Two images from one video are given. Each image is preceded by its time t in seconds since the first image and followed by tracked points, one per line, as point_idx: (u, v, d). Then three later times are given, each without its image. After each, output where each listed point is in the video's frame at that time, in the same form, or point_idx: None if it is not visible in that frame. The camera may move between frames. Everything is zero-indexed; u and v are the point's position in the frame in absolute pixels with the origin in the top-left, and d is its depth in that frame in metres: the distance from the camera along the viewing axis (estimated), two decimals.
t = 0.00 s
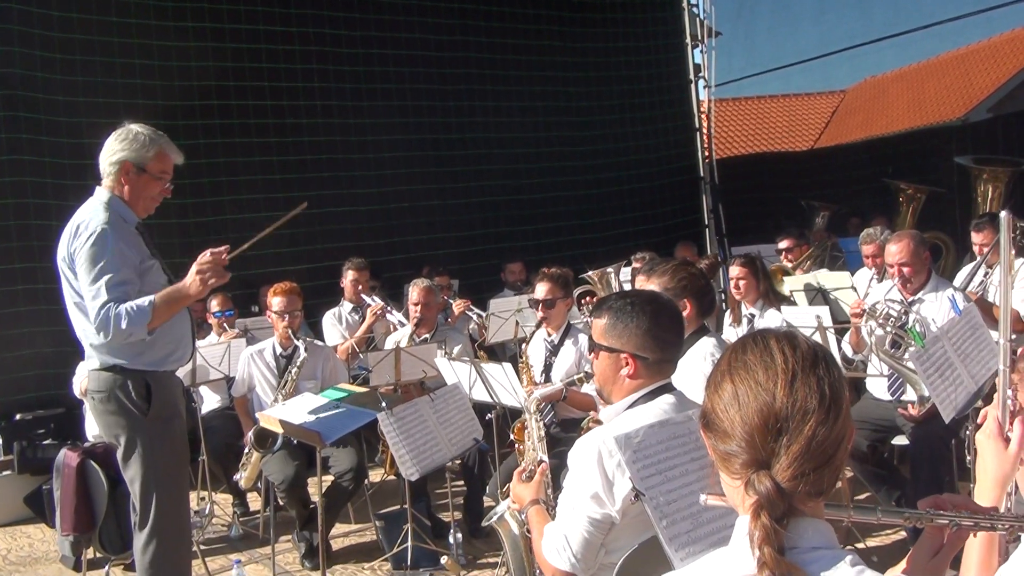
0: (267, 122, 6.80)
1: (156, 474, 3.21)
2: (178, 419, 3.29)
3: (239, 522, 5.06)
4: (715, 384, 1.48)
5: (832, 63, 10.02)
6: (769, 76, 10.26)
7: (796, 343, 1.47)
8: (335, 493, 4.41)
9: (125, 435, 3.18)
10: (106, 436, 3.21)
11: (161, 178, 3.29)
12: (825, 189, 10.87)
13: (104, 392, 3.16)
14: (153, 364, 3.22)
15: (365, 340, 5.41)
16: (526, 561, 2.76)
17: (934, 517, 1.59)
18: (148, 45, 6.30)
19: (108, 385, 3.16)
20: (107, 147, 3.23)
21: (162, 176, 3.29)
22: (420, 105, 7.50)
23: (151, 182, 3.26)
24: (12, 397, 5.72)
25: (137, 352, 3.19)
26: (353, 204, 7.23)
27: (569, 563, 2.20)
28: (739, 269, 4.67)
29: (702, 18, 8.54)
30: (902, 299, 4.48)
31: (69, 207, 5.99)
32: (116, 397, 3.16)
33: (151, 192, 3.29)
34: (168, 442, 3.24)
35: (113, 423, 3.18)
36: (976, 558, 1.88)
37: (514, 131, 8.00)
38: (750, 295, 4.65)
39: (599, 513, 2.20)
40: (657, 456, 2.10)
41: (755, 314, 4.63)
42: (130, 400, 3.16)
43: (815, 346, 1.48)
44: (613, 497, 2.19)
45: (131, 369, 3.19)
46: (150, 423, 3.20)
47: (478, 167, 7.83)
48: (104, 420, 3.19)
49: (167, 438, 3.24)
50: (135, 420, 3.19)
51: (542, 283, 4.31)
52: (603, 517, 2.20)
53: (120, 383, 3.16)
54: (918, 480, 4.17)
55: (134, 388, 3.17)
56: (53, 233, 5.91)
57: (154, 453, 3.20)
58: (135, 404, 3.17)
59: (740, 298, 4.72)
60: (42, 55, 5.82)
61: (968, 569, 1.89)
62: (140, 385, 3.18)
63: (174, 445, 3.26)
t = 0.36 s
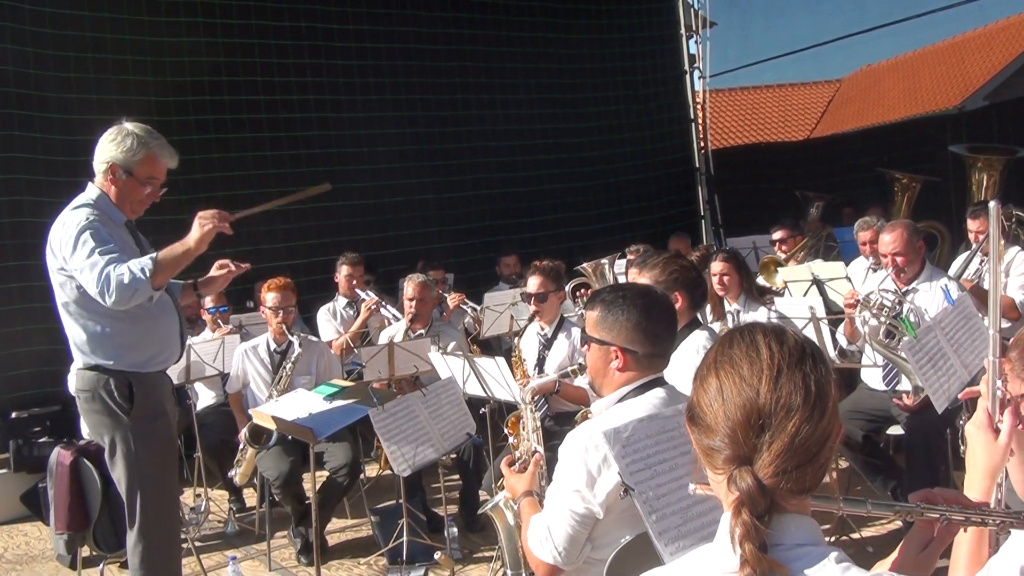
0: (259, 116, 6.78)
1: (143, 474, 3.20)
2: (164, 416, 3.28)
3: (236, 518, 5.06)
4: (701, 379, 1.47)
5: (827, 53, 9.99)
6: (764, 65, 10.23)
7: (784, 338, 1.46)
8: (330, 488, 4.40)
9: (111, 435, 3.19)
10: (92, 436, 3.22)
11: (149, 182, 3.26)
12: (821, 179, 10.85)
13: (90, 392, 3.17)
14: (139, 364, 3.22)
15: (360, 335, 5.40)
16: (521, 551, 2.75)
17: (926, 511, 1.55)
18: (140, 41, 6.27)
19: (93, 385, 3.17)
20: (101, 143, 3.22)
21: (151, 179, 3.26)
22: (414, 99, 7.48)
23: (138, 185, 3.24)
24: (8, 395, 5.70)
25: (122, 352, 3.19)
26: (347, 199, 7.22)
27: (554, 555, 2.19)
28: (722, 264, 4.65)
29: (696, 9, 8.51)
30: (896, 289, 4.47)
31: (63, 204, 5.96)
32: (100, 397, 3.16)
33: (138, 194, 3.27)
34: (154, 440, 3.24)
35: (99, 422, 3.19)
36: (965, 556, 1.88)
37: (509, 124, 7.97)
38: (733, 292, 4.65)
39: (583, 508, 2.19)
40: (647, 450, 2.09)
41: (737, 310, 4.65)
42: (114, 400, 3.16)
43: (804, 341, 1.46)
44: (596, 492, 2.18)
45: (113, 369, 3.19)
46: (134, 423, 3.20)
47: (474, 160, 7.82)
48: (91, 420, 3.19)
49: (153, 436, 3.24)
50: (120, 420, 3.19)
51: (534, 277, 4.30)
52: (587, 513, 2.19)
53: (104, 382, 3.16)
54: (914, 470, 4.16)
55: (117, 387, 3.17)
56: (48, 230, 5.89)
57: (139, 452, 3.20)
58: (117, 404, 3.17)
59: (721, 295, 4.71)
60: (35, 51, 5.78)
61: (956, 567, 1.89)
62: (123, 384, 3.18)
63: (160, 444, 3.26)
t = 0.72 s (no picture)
0: (251, 114, 6.75)
1: (136, 475, 3.19)
2: (157, 418, 3.27)
3: (231, 517, 5.06)
4: (686, 376, 1.46)
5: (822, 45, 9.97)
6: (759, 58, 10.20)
7: (770, 333, 1.45)
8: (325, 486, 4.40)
9: (104, 436, 3.17)
10: (87, 436, 3.20)
11: (148, 179, 3.25)
12: (817, 171, 10.84)
13: (84, 393, 3.15)
14: (136, 365, 3.21)
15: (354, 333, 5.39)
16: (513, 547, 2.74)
17: (915, 508, 1.55)
18: (132, 39, 6.22)
19: (87, 385, 3.16)
20: (99, 142, 3.21)
21: (149, 177, 3.25)
22: (407, 94, 7.45)
23: (136, 182, 3.22)
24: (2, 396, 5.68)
25: (119, 351, 3.18)
26: (340, 195, 7.20)
27: (543, 550, 2.18)
28: (714, 256, 4.62)
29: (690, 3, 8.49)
30: (890, 282, 4.46)
31: (57, 204, 5.93)
32: (94, 398, 3.15)
33: (137, 192, 3.25)
34: (147, 441, 3.23)
35: (93, 423, 3.18)
36: (954, 554, 1.87)
37: (501, 119, 7.95)
38: (724, 284, 4.64)
39: (571, 505, 2.18)
40: (637, 446, 2.08)
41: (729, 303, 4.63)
42: (108, 401, 3.15)
43: (789, 337, 1.45)
44: (583, 486, 2.17)
45: (109, 369, 3.17)
46: (129, 424, 3.19)
47: (467, 155, 7.80)
48: (85, 421, 3.18)
49: (146, 437, 3.22)
50: (113, 421, 3.17)
51: (526, 273, 4.29)
52: (575, 509, 2.18)
53: (98, 383, 3.15)
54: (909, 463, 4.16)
55: (112, 388, 3.16)
56: (41, 231, 5.85)
57: (133, 453, 3.19)
58: (112, 405, 3.16)
59: (711, 286, 4.70)
60: (25, 50, 5.73)
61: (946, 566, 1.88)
62: (118, 385, 3.17)
63: (155, 444, 3.25)
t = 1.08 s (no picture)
0: (230, 114, 6.71)
1: (112, 479, 3.15)
2: (133, 421, 3.23)
3: (208, 520, 5.01)
4: (655, 376, 1.45)
5: (802, 45, 10.00)
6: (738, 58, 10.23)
7: (739, 333, 1.43)
8: (302, 489, 4.36)
9: (79, 439, 3.12)
10: (62, 441, 3.15)
11: (125, 181, 3.23)
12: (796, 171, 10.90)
13: (61, 395, 3.11)
14: (113, 367, 3.19)
15: (332, 334, 5.35)
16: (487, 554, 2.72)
17: (884, 509, 1.50)
18: (110, 39, 6.15)
19: (64, 388, 3.11)
20: (74, 143, 3.17)
21: (125, 177, 3.22)
22: (386, 94, 7.43)
23: (114, 183, 3.19)
24: None
25: (96, 353, 3.14)
26: (320, 196, 7.17)
27: (520, 557, 2.16)
28: (704, 251, 4.94)
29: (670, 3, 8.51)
30: (867, 281, 4.47)
31: (32, 206, 5.86)
32: (72, 401, 3.10)
33: (113, 193, 3.22)
34: (124, 444, 3.19)
35: (68, 427, 3.13)
36: (926, 554, 1.88)
37: (482, 119, 7.94)
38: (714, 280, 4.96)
39: (547, 509, 2.16)
40: (610, 447, 2.08)
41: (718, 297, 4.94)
42: (85, 404, 3.10)
43: (758, 337, 1.44)
44: (559, 491, 2.16)
45: (85, 372, 3.14)
46: (107, 427, 3.15)
47: (447, 155, 7.78)
48: (61, 424, 3.13)
49: (122, 442, 3.18)
50: (90, 423, 3.13)
51: (503, 274, 4.30)
52: (552, 513, 2.16)
53: (75, 386, 3.11)
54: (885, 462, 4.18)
55: (90, 391, 3.12)
56: (15, 232, 5.78)
57: (110, 456, 3.15)
58: (89, 407, 3.11)
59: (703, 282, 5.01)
60: None
61: (918, 566, 1.88)
62: (96, 388, 3.13)
63: (131, 448, 3.21)
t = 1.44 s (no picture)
0: (196, 113, 6.63)
1: (65, 484, 3.09)
2: (87, 424, 3.18)
3: (173, 524, 4.94)
4: (614, 377, 1.44)
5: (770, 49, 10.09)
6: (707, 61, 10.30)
7: (697, 334, 1.42)
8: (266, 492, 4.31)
9: (32, 443, 3.07)
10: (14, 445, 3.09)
11: (88, 181, 3.16)
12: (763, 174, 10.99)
13: (13, 400, 3.05)
14: (65, 370, 3.13)
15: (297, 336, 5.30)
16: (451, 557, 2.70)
17: (844, 510, 1.47)
18: (74, 36, 6.06)
19: (15, 392, 3.06)
20: (36, 139, 3.08)
21: (88, 177, 3.16)
22: (354, 95, 7.40)
23: (76, 183, 3.13)
24: None
25: (47, 357, 3.09)
26: (287, 196, 7.11)
27: (488, 562, 2.14)
28: (679, 250, 4.99)
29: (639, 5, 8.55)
30: (832, 282, 4.51)
31: None
32: (22, 405, 3.05)
33: (76, 192, 3.16)
34: (79, 448, 3.13)
35: (19, 431, 3.07)
36: (886, 554, 1.88)
37: (451, 120, 7.93)
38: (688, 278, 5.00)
39: (516, 511, 2.14)
40: (573, 448, 2.08)
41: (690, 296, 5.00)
42: (36, 407, 3.05)
43: (717, 337, 1.43)
44: (529, 494, 2.13)
45: (36, 375, 3.08)
46: (59, 431, 3.10)
47: (416, 156, 7.76)
48: (13, 428, 3.08)
49: (76, 445, 3.12)
50: (42, 428, 3.08)
51: (469, 274, 4.27)
52: (520, 515, 2.14)
53: (25, 390, 3.06)
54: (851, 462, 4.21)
55: (41, 395, 3.07)
56: None
57: (63, 461, 3.09)
58: (40, 412, 3.07)
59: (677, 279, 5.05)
60: None
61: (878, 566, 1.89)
62: (47, 391, 3.08)
63: (86, 451, 3.15)
